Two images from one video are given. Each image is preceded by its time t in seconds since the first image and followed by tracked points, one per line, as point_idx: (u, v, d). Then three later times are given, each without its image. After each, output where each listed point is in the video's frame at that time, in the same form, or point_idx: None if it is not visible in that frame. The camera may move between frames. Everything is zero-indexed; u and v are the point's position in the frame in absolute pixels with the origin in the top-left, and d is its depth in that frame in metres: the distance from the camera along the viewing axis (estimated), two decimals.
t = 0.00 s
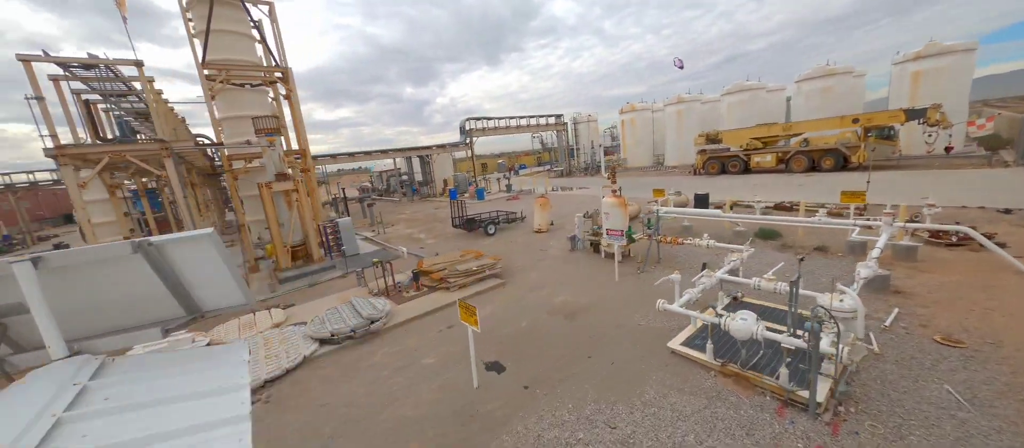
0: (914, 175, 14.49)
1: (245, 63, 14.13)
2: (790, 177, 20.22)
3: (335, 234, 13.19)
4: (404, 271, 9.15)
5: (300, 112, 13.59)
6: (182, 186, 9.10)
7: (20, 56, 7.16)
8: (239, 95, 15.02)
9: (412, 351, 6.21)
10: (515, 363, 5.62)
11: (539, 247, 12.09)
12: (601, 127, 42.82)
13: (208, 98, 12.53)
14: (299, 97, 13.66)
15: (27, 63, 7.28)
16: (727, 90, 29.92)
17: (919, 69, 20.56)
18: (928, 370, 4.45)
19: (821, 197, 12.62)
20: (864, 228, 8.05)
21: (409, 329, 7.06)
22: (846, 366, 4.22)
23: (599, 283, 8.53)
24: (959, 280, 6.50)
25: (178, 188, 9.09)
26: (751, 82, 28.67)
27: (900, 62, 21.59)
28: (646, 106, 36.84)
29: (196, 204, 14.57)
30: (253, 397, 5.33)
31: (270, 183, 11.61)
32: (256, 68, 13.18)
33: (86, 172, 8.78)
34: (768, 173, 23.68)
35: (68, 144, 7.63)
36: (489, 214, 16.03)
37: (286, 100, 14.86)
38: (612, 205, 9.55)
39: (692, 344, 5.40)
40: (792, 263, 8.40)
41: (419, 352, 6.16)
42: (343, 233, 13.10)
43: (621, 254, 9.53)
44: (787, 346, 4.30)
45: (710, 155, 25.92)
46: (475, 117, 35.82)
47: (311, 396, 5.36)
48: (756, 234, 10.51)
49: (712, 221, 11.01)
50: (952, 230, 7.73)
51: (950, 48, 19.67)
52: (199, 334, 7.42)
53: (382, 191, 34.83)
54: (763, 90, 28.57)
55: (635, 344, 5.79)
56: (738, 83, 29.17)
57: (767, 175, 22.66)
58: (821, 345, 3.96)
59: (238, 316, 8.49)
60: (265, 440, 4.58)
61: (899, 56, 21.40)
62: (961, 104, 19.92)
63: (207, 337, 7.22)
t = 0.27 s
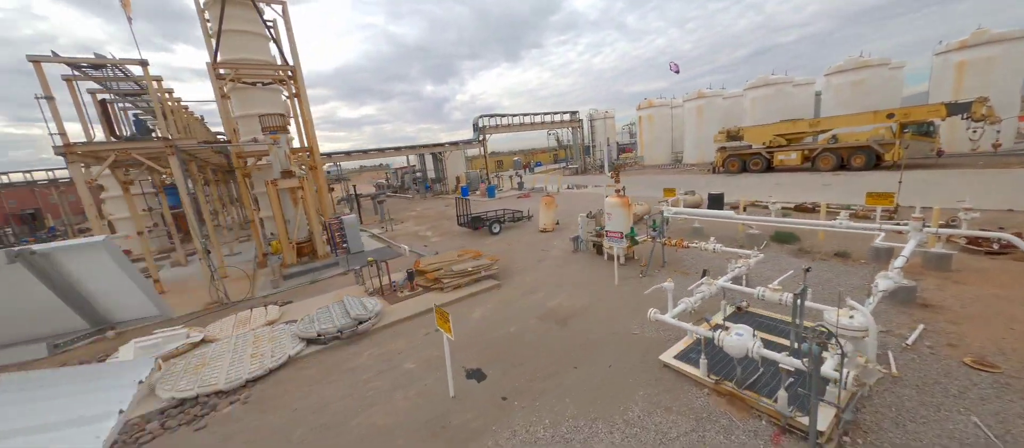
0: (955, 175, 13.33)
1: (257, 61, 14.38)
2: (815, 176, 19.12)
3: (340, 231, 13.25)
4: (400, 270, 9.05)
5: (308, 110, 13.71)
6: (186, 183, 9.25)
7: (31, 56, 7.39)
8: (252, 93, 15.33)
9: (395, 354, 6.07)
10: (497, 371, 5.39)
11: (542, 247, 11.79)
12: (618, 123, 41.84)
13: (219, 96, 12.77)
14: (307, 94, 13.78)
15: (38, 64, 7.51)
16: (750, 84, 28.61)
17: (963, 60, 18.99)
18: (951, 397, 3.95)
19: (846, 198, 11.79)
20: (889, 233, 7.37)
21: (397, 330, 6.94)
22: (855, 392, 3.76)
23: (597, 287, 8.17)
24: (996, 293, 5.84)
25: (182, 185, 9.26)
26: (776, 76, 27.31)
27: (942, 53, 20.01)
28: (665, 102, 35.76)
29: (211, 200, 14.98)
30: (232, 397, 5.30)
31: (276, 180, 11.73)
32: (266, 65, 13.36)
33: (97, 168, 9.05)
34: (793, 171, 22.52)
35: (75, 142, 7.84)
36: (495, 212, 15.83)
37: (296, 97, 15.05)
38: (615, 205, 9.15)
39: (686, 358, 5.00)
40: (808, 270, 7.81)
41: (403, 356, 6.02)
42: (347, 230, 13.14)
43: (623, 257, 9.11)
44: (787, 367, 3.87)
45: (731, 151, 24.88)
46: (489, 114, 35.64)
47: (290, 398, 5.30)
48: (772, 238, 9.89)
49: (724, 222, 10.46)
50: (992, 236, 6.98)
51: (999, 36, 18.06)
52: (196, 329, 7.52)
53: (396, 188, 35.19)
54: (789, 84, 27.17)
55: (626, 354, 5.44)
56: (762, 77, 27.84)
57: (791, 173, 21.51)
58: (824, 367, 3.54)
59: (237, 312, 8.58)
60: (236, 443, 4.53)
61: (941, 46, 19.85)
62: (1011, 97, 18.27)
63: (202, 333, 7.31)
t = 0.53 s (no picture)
0: (1002, 176, 12.15)
1: (268, 59, 14.67)
2: (843, 175, 17.97)
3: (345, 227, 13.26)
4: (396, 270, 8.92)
5: (316, 107, 13.81)
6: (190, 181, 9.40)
7: (40, 57, 7.59)
8: (264, 92, 15.58)
9: (378, 358, 5.91)
10: (477, 381, 5.13)
11: (544, 248, 11.46)
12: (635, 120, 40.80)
13: (230, 94, 12.98)
14: (314, 92, 13.88)
15: (47, 64, 7.71)
16: (775, 78, 27.23)
17: (1014, 50, 17.43)
18: (982, 437, 3.41)
19: (874, 201, 10.92)
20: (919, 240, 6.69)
21: (384, 331, 6.79)
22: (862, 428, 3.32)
23: (596, 291, 7.79)
24: None
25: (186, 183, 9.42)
26: (804, 69, 25.87)
27: (990, 42, 18.43)
28: (685, 97, 34.56)
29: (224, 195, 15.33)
30: (211, 397, 5.26)
31: (282, 178, 11.84)
32: (276, 64, 13.52)
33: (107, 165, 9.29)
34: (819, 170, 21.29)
35: (82, 140, 8.02)
36: (501, 211, 15.60)
37: (305, 95, 15.19)
38: (618, 205, 8.73)
39: (678, 375, 4.61)
40: (826, 279, 7.20)
41: (385, 360, 5.84)
42: (352, 227, 13.15)
43: (625, 260, 8.73)
44: (783, 395, 3.46)
45: (752, 149, 23.77)
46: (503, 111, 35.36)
47: (267, 400, 5.20)
48: (789, 243, 9.25)
49: (737, 225, 9.89)
50: None
51: None
52: (193, 325, 7.59)
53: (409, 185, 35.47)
54: (817, 77, 25.70)
55: (615, 369, 5.08)
56: (789, 71, 26.43)
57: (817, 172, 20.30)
58: (826, 400, 3.12)
59: (235, 308, 8.63)
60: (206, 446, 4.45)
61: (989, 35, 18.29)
62: None
63: (197, 329, 7.36)
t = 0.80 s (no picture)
0: None
1: (279, 58, 14.86)
2: (874, 175, 16.80)
3: (350, 226, 13.30)
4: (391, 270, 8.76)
5: (323, 105, 13.86)
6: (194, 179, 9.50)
7: (50, 57, 7.78)
8: (275, 90, 15.78)
9: (360, 362, 5.73)
10: (457, 391, 4.86)
11: (547, 250, 11.10)
12: (652, 117, 39.64)
13: (240, 93, 13.14)
14: (322, 90, 13.92)
15: (57, 64, 7.90)
16: (803, 72, 25.80)
17: None
18: None
19: (906, 205, 10.07)
20: (954, 250, 6.02)
21: (372, 334, 6.63)
22: None
23: (594, 297, 7.39)
24: None
25: (191, 180, 9.58)
26: (834, 62, 24.40)
27: None
28: (705, 93, 33.30)
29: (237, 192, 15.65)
30: (190, 399, 5.23)
31: (287, 175, 11.92)
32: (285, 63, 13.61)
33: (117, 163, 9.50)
34: (848, 170, 20.04)
35: (89, 139, 8.18)
36: (507, 210, 15.32)
37: (315, 93, 15.28)
38: (621, 207, 8.32)
39: (668, 395, 4.23)
40: (847, 290, 6.60)
41: (367, 365, 5.64)
42: (356, 225, 13.16)
43: (626, 265, 8.32)
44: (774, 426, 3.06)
45: (776, 147, 22.54)
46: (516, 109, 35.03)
47: (243, 403, 5.08)
48: (808, 249, 8.59)
49: (751, 228, 9.27)
50: None
51: None
52: (190, 322, 7.66)
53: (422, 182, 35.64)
54: (849, 71, 24.20)
55: (602, 385, 4.73)
56: (818, 64, 24.99)
57: (846, 172, 19.05)
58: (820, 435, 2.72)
59: (234, 305, 8.69)
60: None
61: None
62: None
63: (193, 325, 7.42)
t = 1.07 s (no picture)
0: None
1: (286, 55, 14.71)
2: (910, 176, 15.60)
3: (354, 224, 13.30)
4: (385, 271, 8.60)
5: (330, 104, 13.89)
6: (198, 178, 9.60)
7: (60, 58, 7.99)
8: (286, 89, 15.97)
9: (339, 369, 5.57)
10: (430, 405, 4.62)
11: (548, 252, 10.72)
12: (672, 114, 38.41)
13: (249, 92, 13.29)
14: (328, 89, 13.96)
15: (67, 65, 8.11)
16: (834, 66, 24.31)
17: None
18: None
19: (943, 210, 9.20)
20: (994, 263, 5.34)
21: (357, 338, 6.48)
22: None
23: (589, 305, 6.99)
24: None
25: (194, 178, 9.67)
26: (869, 55, 22.86)
27: None
28: (727, 89, 31.94)
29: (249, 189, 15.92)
30: (169, 400, 5.19)
31: (292, 174, 11.98)
32: (293, 62, 13.69)
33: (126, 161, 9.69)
34: (881, 169, 18.73)
35: (96, 138, 8.34)
36: (513, 210, 15.02)
37: (323, 92, 15.35)
38: (622, 209, 7.90)
39: (653, 419, 3.85)
40: (869, 304, 5.99)
41: (344, 372, 5.48)
42: (360, 224, 13.12)
43: (627, 270, 7.89)
44: None
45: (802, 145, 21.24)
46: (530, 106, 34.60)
47: (218, 408, 4.99)
48: (828, 257, 7.94)
49: (766, 233, 8.64)
50: None
51: None
52: (186, 319, 7.71)
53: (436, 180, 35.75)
54: (885, 64, 22.63)
55: (585, 404, 4.37)
56: (851, 57, 23.48)
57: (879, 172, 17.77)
58: None
59: (232, 303, 8.73)
60: None
61: None
62: None
63: (188, 323, 7.46)
